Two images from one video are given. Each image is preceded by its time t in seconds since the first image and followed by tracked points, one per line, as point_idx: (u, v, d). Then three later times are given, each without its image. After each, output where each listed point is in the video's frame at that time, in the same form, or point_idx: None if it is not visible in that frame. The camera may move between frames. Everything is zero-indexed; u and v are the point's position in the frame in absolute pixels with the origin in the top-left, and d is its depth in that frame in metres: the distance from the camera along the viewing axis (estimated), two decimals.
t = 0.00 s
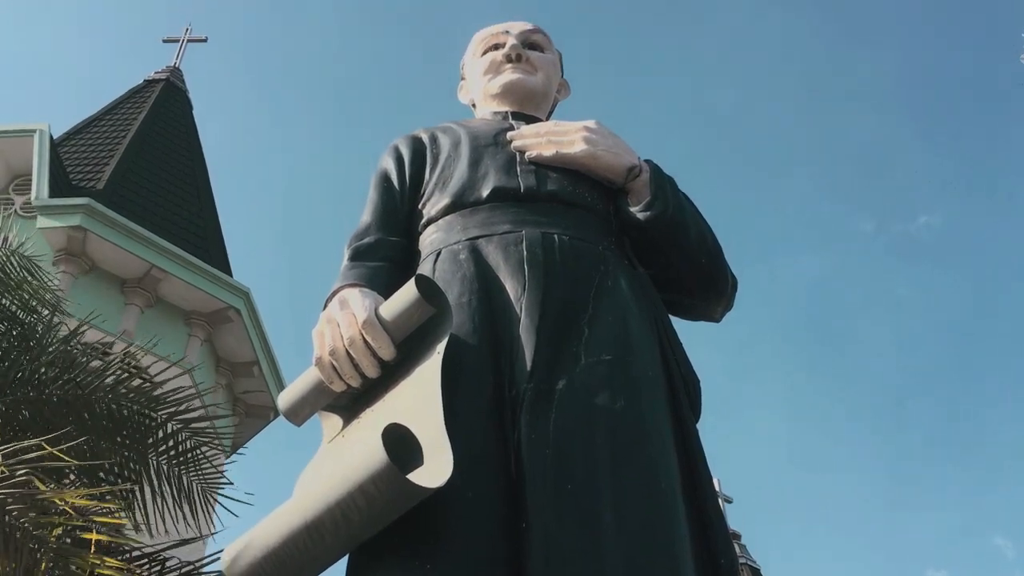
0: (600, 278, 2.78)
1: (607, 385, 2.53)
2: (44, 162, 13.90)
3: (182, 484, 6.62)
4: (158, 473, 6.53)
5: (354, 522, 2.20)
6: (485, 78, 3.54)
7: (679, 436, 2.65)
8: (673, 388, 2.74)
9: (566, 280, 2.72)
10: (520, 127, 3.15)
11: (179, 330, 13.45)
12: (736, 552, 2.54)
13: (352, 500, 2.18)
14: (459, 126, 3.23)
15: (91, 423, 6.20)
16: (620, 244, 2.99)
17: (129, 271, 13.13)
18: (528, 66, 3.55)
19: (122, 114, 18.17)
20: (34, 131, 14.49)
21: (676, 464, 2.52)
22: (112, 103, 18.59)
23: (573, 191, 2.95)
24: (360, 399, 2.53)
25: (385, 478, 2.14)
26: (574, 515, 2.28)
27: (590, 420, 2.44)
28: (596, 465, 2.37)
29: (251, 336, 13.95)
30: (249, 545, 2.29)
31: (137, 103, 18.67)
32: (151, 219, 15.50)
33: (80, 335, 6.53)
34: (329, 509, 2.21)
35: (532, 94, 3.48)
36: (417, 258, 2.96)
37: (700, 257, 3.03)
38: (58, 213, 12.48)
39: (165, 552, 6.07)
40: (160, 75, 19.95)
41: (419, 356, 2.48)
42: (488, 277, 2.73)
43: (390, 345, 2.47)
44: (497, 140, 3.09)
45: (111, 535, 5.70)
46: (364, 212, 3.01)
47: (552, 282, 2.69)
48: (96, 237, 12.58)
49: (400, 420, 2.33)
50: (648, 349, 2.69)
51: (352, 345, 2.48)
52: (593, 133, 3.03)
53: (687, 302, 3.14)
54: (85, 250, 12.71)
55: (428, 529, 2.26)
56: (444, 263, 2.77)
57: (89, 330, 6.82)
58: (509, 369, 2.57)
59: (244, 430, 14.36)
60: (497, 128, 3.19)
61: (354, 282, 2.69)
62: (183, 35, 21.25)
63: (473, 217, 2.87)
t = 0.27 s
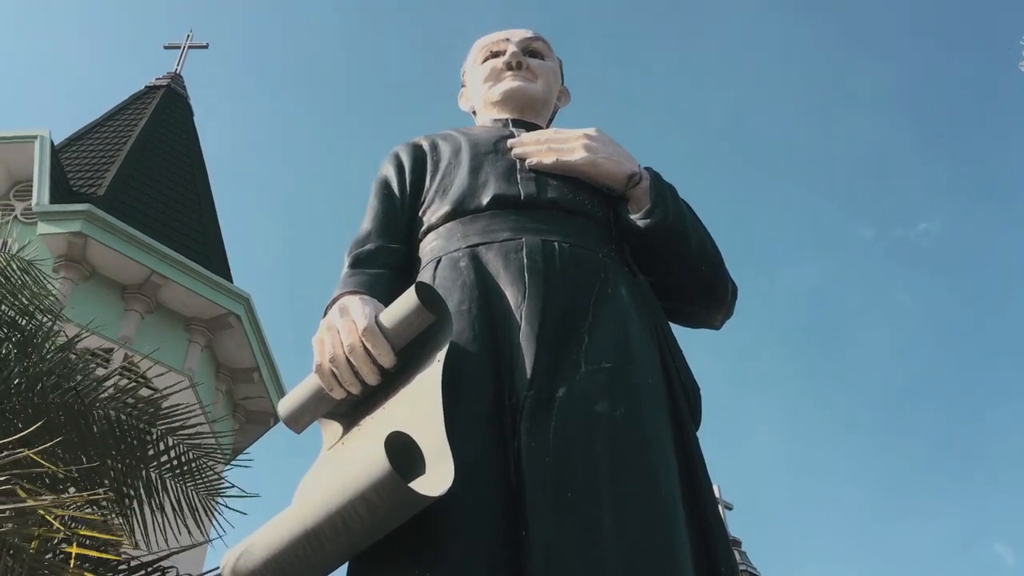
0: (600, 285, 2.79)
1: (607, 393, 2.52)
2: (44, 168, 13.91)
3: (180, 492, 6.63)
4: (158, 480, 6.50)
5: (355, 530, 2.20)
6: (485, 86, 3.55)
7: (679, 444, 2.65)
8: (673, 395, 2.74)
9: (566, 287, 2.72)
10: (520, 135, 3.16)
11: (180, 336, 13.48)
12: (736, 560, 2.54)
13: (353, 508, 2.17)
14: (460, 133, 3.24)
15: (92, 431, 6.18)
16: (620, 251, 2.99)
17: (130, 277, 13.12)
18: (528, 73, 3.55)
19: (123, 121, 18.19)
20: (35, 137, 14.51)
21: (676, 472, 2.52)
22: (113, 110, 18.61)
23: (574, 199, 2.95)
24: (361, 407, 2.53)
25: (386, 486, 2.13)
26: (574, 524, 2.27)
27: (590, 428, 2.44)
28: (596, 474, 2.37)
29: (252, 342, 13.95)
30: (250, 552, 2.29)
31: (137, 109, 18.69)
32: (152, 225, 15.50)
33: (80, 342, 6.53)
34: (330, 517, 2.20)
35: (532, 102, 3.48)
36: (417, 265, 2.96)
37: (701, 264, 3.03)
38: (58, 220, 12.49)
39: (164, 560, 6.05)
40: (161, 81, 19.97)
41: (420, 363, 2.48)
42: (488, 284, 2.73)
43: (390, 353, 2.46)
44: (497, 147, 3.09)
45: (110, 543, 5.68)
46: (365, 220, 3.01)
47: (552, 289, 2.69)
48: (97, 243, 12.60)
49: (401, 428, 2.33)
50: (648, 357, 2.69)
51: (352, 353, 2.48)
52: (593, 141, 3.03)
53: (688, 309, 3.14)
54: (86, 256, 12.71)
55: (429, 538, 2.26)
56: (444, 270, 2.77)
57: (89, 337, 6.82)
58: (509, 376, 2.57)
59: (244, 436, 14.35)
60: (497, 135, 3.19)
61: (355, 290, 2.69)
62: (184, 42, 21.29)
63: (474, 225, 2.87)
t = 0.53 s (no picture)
0: (600, 293, 2.79)
1: (607, 401, 2.52)
2: (45, 174, 13.91)
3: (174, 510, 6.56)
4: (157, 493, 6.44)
5: (355, 538, 2.20)
6: (486, 93, 3.55)
7: (679, 452, 2.65)
8: (673, 404, 2.74)
9: (566, 295, 2.72)
10: (520, 143, 3.16)
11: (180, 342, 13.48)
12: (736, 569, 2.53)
13: (353, 516, 2.17)
14: (460, 141, 3.24)
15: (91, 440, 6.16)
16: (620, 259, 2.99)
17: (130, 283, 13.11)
18: (528, 81, 3.56)
19: (123, 127, 18.20)
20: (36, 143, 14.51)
21: (676, 480, 2.51)
22: (113, 116, 18.63)
23: (574, 206, 2.95)
24: (360, 415, 2.53)
25: (386, 494, 2.13)
26: (574, 532, 2.27)
27: (590, 437, 2.44)
28: (596, 482, 2.36)
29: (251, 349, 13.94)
30: (249, 561, 2.29)
31: (138, 115, 18.71)
32: (152, 231, 15.50)
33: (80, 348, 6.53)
34: (330, 525, 2.20)
35: (532, 109, 3.49)
36: (417, 273, 2.96)
37: (701, 272, 3.03)
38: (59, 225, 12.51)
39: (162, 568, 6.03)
40: (161, 87, 19.99)
41: (420, 371, 2.48)
42: (488, 292, 2.73)
43: (390, 360, 2.46)
44: (498, 155, 3.09)
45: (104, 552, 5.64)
46: (365, 227, 3.01)
47: (552, 297, 2.69)
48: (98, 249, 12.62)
49: (401, 435, 2.33)
50: (648, 366, 2.69)
51: (352, 361, 2.48)
52: (593, 149, 3.03)
53: (687, 317, 3.14)
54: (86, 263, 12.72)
55: (428, 547, 2.26)
56: (444, 278, 2.78)
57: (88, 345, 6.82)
58: (509, 384, 2.57)
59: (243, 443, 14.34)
60: (497, 143, 3.19)
61: (355, 297, 2.69)
62: (185, 49, 21.32)
63: (474, 233, 2.87)
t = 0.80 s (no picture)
0: (600, 302, 2.79)
1: (607, 410, 2.52)
2: (46, 180, 13.90)
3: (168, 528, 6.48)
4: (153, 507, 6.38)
5: (354, 546, 2.19)
6: (486, 101, 3.56)
7: (680, 460, 2.65)
8: (673, 412, 2.73)
9: (566, 303, 2.72)
10: (521, 151, 3.16)
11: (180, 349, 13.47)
12: None
13: (352, 524, 2.17)
14: (460, 149, 3.24)
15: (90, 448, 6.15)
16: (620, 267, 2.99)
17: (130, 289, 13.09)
18: (528, 89, 3.56)
19: (124, 134, 18.22)
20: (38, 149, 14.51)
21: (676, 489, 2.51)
22: (114, 122, 18.65)
23: (574, 214, 2.96)
24: (360, 423, 2.53)
25: (384, 502, 2.13)
26: (574, 541, 2.27)
27: (590, 445, 2.44)
28: (596, 491, 2.36)
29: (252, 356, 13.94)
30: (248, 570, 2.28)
31: (139, 122, 18.72)
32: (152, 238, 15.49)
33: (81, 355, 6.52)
34: (329, 533, 2.20)
35: (532, 117, 3.49)
36: (417, 281, 2.96)
37: (701, 280, 3.03)
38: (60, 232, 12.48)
39: None
40: (163, 94, 20.01)
41: (420, 379, 2.48)
42: (488, 300, 2.73)
43: (390, 369, 2.46)
44: (498, 163, 3.10)
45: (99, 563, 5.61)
46: (365, 235, 3.01)
47: (552, 305, 2.69)
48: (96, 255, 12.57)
49: (400, 444, 2.33)
50: (648, 374, 2.68)
51: (351, 368, 2.48)
52: (593, 157, 3.04)
53: (687, 325, 3.14)
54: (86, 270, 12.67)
55: (428, 556, 2.25)
56: (444, 286, 2.78)
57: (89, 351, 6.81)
58: (509, 392, 2.57)
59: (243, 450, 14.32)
60: (498, 151, 3.20)
61: (355, 305, 2.69)
62: (186, 56, 21.35)
63: (474, 241, 2.87)
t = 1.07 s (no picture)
0: (601, 311, 2.79)
1: (608, 419, 2.52)
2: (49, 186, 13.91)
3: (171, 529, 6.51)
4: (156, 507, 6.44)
5: (354, 556, 2.19)
6: (487, 110, 3.56)
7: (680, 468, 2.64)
8: (674, 420, 2.73)
9: (566, 312, 2.72)
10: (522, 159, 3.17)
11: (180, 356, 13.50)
12: None
13: (353, 534, 2.17)
14: (462, 157, 3.25)
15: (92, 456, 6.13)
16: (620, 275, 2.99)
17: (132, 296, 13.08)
18: (529, 98, 3.56)
19: (126, 140, 18.24)
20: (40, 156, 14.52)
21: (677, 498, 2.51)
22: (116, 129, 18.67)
23: (574, 223, 2.96)
24: (361, 431, 2.53)
25: (386, 512, 2.13)
26: (574, 550, 2.26)
27: (590, 455, 2.44)
28: (597, 500, 2.36)
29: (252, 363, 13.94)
30: None
31: (141, 129, 18.74)
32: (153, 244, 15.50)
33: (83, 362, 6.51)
34: (329, 543, 2.19)
35: (533, 126, 3.49)
36: (418, 289, 2.96)
37: (701, 288, 3.03)
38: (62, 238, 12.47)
39: None
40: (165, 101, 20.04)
41: (420, 387, 2.48)
42: (488, 309, 2.73)
43: (391, 378, 2.46)
44: (499, 171, 3.10)
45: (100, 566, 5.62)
46: (366, 243, 3.01)
47: (552, 314, 2.69)
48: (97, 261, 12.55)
49: (401, 454, 2.33)
50: (649, 383, 2.68)
51: (352, 377, 2.48)
52: (594, 166, 3.04)
53: (688, 334, 3.14)
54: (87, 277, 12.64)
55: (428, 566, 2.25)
56: (445, 294, 2.78)
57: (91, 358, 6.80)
58: (509, 401, 2.56)
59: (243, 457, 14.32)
60: (499, 159, 3.20)
61: (355, 314, 2.69)
62: (189, 63, 21.38)
63: (474, 249, 2.87)
